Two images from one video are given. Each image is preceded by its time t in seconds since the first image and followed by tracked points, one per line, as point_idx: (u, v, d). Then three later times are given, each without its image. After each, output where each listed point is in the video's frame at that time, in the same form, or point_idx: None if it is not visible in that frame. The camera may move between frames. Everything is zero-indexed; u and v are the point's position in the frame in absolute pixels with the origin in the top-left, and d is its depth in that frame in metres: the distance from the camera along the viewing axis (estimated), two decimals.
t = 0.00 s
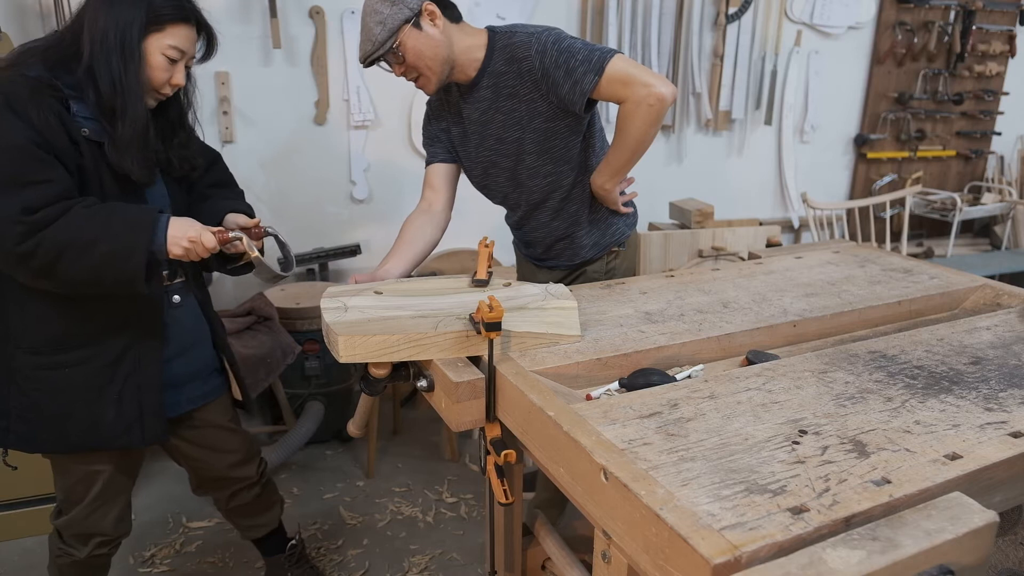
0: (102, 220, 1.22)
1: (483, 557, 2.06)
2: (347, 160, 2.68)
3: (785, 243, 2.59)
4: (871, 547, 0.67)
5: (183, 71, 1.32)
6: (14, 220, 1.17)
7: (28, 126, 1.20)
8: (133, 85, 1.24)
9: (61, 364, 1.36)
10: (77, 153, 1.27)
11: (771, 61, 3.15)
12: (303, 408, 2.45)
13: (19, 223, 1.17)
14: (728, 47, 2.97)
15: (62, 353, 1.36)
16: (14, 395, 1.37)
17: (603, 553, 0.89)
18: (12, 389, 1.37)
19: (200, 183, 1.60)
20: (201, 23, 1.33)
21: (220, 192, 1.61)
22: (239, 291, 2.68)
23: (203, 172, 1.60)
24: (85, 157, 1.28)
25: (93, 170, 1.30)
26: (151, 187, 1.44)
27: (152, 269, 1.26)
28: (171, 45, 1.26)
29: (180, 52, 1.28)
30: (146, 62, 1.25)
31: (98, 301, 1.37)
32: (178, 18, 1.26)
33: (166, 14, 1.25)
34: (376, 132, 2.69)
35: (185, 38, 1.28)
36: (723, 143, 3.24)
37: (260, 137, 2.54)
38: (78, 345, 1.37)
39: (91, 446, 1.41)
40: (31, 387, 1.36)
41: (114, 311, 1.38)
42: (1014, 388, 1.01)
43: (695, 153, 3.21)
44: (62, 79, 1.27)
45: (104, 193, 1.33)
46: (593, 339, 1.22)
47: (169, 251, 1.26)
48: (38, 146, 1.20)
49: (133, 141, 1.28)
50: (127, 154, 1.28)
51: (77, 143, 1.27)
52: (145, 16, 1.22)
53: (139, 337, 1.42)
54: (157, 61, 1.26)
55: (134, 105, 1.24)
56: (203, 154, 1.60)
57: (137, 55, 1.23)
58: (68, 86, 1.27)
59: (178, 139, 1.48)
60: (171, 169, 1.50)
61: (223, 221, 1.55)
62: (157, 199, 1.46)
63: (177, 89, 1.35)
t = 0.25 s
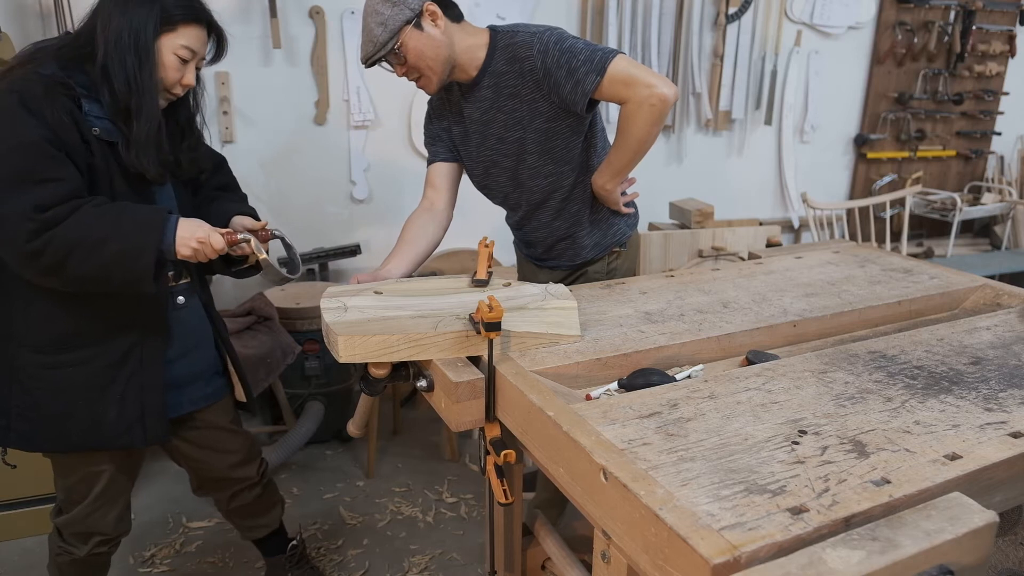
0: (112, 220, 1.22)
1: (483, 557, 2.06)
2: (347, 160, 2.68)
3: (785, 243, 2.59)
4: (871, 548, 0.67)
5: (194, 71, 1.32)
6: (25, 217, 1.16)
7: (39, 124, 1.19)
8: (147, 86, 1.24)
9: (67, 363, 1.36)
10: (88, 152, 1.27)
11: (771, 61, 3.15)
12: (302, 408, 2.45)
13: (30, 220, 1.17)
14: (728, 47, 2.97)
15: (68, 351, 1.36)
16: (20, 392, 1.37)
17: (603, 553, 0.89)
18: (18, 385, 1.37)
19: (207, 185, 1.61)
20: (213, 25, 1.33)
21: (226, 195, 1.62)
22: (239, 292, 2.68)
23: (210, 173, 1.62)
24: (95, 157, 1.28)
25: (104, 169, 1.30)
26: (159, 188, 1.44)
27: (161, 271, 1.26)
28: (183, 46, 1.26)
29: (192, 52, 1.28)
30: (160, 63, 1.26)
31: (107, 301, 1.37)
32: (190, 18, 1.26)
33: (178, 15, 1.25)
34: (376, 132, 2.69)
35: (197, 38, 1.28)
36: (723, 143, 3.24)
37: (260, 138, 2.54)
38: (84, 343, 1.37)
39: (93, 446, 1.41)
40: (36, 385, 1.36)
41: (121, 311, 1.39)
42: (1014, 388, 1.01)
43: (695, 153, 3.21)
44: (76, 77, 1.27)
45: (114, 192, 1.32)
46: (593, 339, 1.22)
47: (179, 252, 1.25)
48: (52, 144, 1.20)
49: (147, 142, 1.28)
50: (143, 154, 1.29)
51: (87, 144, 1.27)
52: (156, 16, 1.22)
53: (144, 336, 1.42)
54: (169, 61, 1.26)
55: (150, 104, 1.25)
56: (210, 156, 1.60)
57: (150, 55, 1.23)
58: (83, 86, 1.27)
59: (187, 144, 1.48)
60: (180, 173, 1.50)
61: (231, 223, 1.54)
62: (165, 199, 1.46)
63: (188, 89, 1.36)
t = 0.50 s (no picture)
0: (140, 219, 1.23)
1: (483, 557, 2.06)
2: (346, 160, 2.68)
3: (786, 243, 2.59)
4: (871, 547, 0.67)
5: (205, 68, 1.31)
6: (52, 214, 1.16)
7: (58, 121, 1.19)
8: (161, 84, 1.23)
9: (85, 360, 1.36)
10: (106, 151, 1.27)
11: (771, 61, 3.15)
12: (303, 408, 2.45)
13: (58, 217, 1.17)
14: (728, 47, 2.97)
15: (86, 348, 1.37)
16: (37, 390, 1.36)
17: (603, 553, 0.89)
18: (36, 383, 1.36)
19: (218, 183, 1.63)
20: (224, 23, 1.32)
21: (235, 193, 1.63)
22: (239, 291, 2.68)
23: (220, 172, 1.62)
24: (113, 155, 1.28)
25: (121, 167, 1.30)
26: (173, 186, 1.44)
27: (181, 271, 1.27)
28: (195, 43, 1.26)
29: (203, 49, 1.28)
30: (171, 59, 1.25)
31: (129, 299, 1.37)
32: (201, 16, 1.26)
33: (189, 12, 1.24)
34: (376, 132, 2.69)
35: (208, 36, 1.28)
36: (723, 143, 3.24)
37: (260, 138, 2.54)
38: (102, 341, 1.37)
39: (107, 444, 1.41)
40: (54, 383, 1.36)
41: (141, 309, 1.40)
42: (1014, 388, 1.01)
43: (695, 153, 3.21)
44: (93, 74, 1.27)
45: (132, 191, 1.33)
46: (593, 339, 1.22)
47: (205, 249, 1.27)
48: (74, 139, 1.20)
49: (162, 139, 1.28)
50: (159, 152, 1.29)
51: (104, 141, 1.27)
52: (170, 13, 1.22)
53: (160, 336, 1.43)
54: (181, 58, 1.25)
55: (162, 101, 1.24)
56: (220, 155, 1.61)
57: (163, 52, 1.22)
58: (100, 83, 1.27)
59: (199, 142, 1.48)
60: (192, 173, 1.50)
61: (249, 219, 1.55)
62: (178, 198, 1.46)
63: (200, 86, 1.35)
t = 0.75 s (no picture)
0: (186, 215, 1.23)
1: (483, 557, 2.06)
2: (346, 160, 2.68)
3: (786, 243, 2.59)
4: (871, 547, 0.67)
5: (218, 62, 1.30)
6: (102, 208, 1.17)
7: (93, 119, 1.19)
8: (178, 80, 1.22)
9: (120, 356, 1.37)
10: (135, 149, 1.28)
11: (771, 61, 3.15)
12: (303, 408, 2.44)
13: (108, 211, 1.17)
14: (728, 47, 2.97)
15: (124, 343, 1.38)
16: (73, 386, 1.37)
17: (602, 553, 0.89)
18: (71, 379, 1.36)
19: (235, 178, 1.63)
20: (235, 16, 1.30)
21: (252, 187, 1.64)
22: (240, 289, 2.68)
23: (237, 167, 1.63)
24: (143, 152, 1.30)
25: (147, 165, 1.31)
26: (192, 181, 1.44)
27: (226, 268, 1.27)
28: (207, 36, 1.24)
29: (216, 43, 1.26)
30: (184, 52, 1.24)
31: (166, 294, 1.38)
32: (213, 8, 1.24)
33: (201, 5, 1.22)
34: (376, 131, 2.69)
35: (220, 28, 1.26)
36: (723, 143, 3.24)
37: (260, 138, 2.54)
38: (141, 336, 1.38)
39: (139, 439, 1.43)
40: (88, 379, 1.36)
41: (175, 304, 1.41)
42: (1014, 388, 1.01)
43: (695, 153, 3.21)
44: (115, 73, 1.26)
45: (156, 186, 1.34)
46: (593, 338, 1.22)
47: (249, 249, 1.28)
48: (111, 135, 1.20)
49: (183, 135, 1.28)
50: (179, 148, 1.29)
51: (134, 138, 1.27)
52: (181, 6, 1.20)
53: (190, 331, 1.44)
54: (194, 52, 1.24)
55: (178, 92, 1.23)
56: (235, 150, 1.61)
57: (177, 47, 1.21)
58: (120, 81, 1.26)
59: (215, 137, 1.48)
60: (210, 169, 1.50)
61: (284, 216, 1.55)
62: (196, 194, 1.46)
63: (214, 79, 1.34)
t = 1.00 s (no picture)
0: (214, 216, 1.23)
1: (483, 557, 2.06)
2: (347, 160, 2.68)
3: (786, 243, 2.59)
4: (871, 547, 0.67)
5: (224, 60, 1.30)
6: (133, 207, 1.16)
7: (115, 120, 1.19)
8: (185, 80, 1.23)
9: (141, 355, 1.37)
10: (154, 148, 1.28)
11: (771, 61, 3.15)
12: (304, 407, 2.44)
13: (139, 209, 1.17)
14: (728, 47, 2.98)
15: (146, 343, 1.37)
16: (95, 385, 1.36)
17: (603, 553, 0.90)
18: (93, 379, 1.36)
19: (243, 175, 1.63)
20: (241, 14, 1.30)
21: (264, 182, 1.64)
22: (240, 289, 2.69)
23: (244, 164, 1.63)
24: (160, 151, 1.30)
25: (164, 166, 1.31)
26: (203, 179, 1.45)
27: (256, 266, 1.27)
28: (212, 36, 1.24)
29: (221, 42, 1.26)
30: (190, 53, 1.24)
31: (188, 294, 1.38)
32: (219, 7, 1.24)
33: (207, 4, 1.22)
34: (377, 131, 2.69)
35: (226, 28, 1.26)
36: (723, 143, 3.24)
37: (261, 138, 2.54)
38: (163, 336, 1.39)
39: (158, 437, 1.43)
40: (110, 379, 1.36)
41: (193, 304, 1.41)
42: (1014, 388, 1.01)
43: (695, 153, 3.21)
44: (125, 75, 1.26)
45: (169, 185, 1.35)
46: (593, 338, 1.22)
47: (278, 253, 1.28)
48: (136, 134, 1.21)
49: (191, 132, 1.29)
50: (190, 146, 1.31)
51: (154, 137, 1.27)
52: (186, 6, 1.20)
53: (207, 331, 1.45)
54: (200, 52, 1.24)
55: (187, 96, 1.24)
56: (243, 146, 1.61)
57: (183, 47, 1.21)
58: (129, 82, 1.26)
59: (223, 135, 1.48)
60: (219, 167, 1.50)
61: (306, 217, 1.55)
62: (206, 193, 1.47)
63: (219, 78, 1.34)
